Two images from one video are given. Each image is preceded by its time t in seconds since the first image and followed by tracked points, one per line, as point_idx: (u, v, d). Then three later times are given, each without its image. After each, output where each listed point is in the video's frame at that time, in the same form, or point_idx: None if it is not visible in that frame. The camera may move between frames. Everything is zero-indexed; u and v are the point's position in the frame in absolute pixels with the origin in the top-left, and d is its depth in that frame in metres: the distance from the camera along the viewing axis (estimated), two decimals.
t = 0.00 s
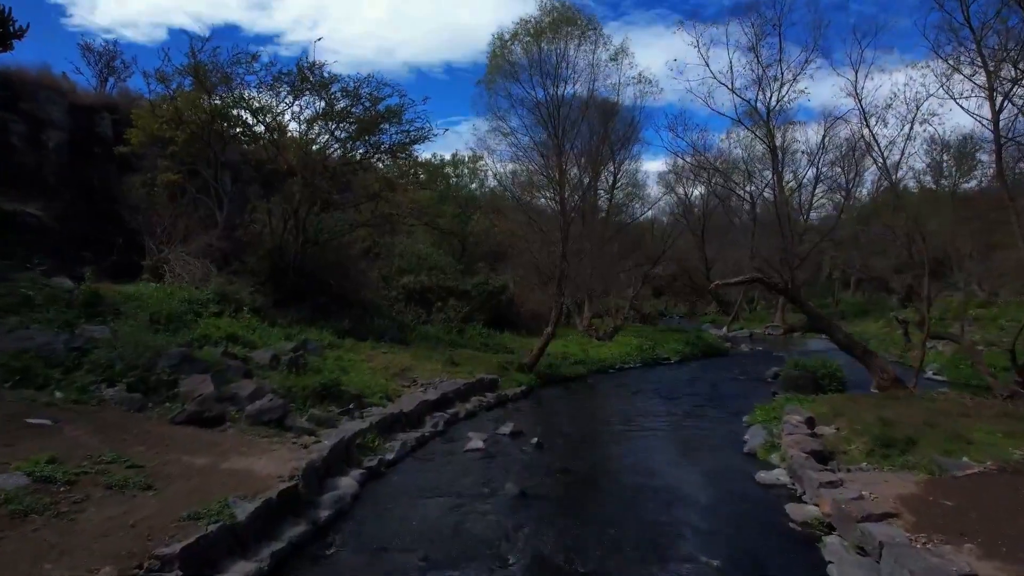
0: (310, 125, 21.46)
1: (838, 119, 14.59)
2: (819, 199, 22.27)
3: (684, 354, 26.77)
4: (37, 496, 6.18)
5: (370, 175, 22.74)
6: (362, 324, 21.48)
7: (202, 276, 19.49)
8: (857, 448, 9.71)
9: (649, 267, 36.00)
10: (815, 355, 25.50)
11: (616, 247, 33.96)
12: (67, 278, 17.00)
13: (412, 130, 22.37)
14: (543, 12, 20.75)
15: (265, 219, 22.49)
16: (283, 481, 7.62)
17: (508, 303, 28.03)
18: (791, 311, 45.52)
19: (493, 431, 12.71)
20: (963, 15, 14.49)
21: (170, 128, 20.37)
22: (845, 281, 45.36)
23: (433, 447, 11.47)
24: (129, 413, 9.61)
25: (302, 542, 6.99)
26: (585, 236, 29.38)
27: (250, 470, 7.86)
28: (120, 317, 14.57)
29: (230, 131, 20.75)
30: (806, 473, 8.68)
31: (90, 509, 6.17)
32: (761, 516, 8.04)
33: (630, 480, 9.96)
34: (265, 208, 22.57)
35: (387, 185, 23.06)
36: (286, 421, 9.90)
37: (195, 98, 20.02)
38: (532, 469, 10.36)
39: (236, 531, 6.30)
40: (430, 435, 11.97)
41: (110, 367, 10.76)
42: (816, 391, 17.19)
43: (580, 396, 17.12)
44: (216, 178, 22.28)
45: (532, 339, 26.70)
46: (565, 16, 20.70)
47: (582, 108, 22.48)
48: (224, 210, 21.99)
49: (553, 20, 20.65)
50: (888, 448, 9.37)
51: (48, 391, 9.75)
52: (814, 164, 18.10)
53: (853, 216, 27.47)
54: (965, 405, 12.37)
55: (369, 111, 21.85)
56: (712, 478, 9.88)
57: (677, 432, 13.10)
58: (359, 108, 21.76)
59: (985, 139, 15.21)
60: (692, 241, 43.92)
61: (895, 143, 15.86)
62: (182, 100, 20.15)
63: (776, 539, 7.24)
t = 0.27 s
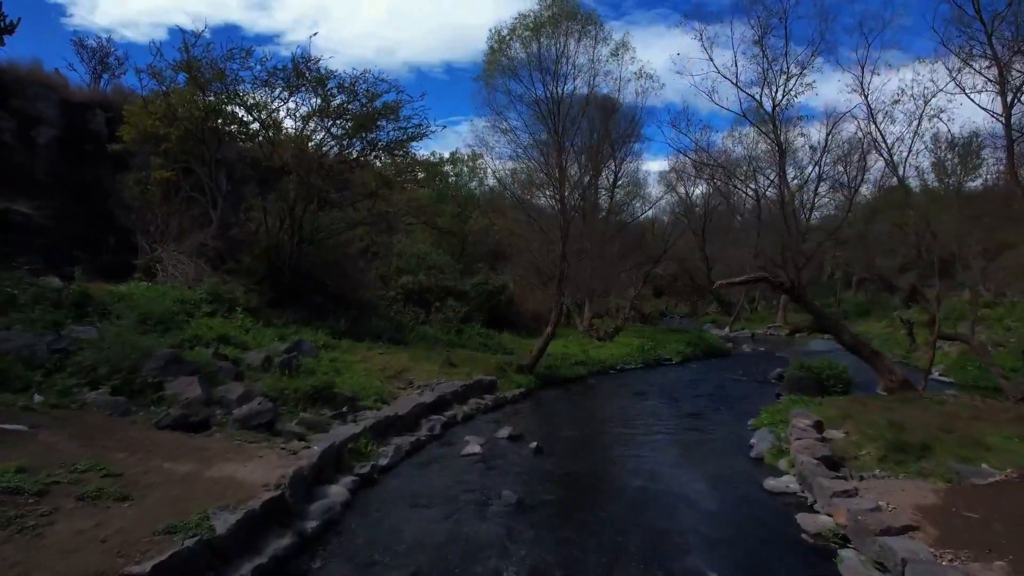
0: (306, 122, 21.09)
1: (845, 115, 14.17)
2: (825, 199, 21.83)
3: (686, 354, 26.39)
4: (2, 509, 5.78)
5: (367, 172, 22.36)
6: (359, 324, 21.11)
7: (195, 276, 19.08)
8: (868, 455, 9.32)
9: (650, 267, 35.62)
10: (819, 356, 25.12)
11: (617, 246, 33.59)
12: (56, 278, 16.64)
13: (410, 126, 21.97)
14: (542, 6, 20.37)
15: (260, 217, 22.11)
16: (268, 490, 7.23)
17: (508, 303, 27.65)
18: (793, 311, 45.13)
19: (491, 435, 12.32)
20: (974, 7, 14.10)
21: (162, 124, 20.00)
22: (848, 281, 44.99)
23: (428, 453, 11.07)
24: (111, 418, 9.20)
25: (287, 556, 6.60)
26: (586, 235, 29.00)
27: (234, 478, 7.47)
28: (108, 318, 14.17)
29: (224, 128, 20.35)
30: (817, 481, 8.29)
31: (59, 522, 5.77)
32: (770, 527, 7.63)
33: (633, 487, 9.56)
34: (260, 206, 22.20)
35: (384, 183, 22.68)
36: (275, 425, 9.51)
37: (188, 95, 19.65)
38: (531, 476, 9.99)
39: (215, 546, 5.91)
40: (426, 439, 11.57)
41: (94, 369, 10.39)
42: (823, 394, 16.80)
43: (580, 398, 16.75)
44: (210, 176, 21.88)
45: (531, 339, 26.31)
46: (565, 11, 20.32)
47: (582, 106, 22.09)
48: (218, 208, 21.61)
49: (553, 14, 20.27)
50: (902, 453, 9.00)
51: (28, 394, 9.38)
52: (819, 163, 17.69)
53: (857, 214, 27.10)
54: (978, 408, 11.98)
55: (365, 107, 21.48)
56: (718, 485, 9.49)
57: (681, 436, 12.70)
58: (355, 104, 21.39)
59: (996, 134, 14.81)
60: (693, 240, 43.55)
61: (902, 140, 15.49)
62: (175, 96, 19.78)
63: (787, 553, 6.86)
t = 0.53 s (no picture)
0: (301, 118, 20.70)
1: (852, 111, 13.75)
2: (830, 197, 21.41)
3: (688, 355, 25.99)
4: None
5: (363, 170, 21.96)
6: (355, 325, 20.71)
7: (187, 275, 18.70)
8: (881, 462, 8.94)
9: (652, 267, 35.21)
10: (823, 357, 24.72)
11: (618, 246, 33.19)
12: (45, 277, 16.26)
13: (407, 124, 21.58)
14: None
15: (254, 215, 21.72)
16: (251, 501, 6.83)
17: (507, 303, 27.26)
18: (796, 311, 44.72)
19: (489, 440, 11.93)
20: None
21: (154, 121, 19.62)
22: (851, 281, 44.57)
23: (423, 458, 10.69)
24: (91, 423, 8.80)
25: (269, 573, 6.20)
26: (586, 234, 28.60)
27: (215, 487, 7.07)
28: (95, 318, 13.77)
29: (218, 124, 19.94)
30: (829, 490, 7.90)
31: (21, 540, 5.37)
32: (780, 540, 7.26)
33: (635, 496, 9.18)
34: (255, 204, 21.81)
35: (381, 181, 22.28)
36: (262, 431, 9.12)
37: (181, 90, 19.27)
38: (529, 483, 9.60)
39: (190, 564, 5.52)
40: (420, 444, 11.19)
41: (76, 372, 10.01)
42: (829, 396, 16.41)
43: (581, 400, 16.36)
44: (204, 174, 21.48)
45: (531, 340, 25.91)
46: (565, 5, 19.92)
47: (582, 102, 21.68)
48: (211, 206, 21.22)
49: (552, 8, 19.86)
50: (917, 460, 8.61)
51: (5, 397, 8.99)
52: (824, 160, 17.29)
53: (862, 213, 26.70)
54: (991, 412, 11.60)
55: (362, 103, 21.09)
56: (724, 494, 9.09)
57: (685, 440, 12.31)
58: (352, 101, 21.00)
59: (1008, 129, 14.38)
60: (695, 239, 43.15)
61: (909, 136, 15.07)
62: (167, 92, 19.40)
63: (799, 569, 6.48)
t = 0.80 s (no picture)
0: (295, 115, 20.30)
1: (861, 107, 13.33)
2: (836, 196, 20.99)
3: (690, 356, 25.60)
4: None
5: (359, 167, 21.56)
6: (351, 326, 20.32)
7: (179, 274, 18.30)
8: (895, 470, 8.53)
9: (653, 266, 34.82)
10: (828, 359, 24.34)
11: (618, 246, 32.80)
12: (32, 276, 15.86)
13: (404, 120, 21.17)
14: None
15: (248, 214, 21.32)
16: (230, 514, 6.41)
17: (506, 303, 26.86)
18: (798, 311, 44.35)
19: (486, 445, 11.53)
20: None
21: (146, 117, 19.24)
22: (853, 281, 44.20)
23: (417, 465, 10.29)
24: (69, 429, 8.40)
25: None
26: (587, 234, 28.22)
27: (194, 498, 6.66)
28: (81, 319, 13.37)
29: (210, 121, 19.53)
30: (843, 501, 7.49)
31: None
32: (792, 553, 6.86)
33: (638, 505, 8.77)
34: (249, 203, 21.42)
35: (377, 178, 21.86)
36: (249, 436, 8.70)
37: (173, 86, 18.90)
38: (527, 492, 9.19)
39: None
40: (414, 450, 10.78)
41: (55, 375, 9.61)
42: (836, 399, 16.03)
43: (582, 403, 15.97)
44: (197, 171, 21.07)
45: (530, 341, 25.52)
46: None
47: (582, 99, 21.26)
48: (204, 205, 20.81)
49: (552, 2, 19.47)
50: (935, 468, 8.21)
51: None
52: (828, 158, 16.85)
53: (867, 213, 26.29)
54: (1007, 416, 11.20)
55: (358, 99, 20.68)
56: (731, 503, 8.69)
57: (688, 445, 11.91)
58: (348, 96, 20.61)
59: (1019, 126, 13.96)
60: (696, 239, 42.78)
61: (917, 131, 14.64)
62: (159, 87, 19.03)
63: None
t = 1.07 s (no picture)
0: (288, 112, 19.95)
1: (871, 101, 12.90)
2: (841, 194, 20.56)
3: (692, 357, 25.21)
4: None
5: (355, 164, 21.18)
6: (347, 326, 19.93)
7: (171, 274, 17.91)
8: (912, 478, 8.14)
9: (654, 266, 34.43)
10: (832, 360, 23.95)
11: (618, 245, 32.41)
12: (18, 276, 15.47)
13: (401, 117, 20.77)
14: None
15: (243, 212, 20.94)
16: (210, 528, 6.03)
17: (505, 303, 26.48)
18: (800, 311, 43.96)
19: (483, 450, 11.14)
20: None
21: (137, 113, 18.87)
22: (856, 281, 43.80)
23: (411, 471, 9.90)
24: (45, 434, 8.02)
25: None
26: (588, 234, 27.82)
27: (171, 510, 6.28)
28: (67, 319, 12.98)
29: (203, 117, 19.12)
30: (859, 512, 7.09)
31: None
32: (805, 568, 6.48)
33: (641, 514, 8.39)
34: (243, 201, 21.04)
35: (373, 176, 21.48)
36: (234, 442, 8.31)
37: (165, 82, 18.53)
38: (525, 500, 8.80)
39: None
40: (408, 455, 10.40)
41: (34, 378, 9.23)
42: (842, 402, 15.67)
43: (582, 406, 15.59)
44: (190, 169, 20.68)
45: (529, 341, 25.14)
46: None
47: (582, 95, 20.85)
48: (197, 203, 20.43)
49: None
50: (953, 476, 7.84)
51: None
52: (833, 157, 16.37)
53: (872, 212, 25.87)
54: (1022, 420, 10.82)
55: (353, 96, 20.30)
56: (739, 513, 8.30)
57: (693, 450, 11.52)
58: (343, 93, 20.24)
59: None
60: (697, 239, 42.41)
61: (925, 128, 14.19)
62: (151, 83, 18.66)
63: None
